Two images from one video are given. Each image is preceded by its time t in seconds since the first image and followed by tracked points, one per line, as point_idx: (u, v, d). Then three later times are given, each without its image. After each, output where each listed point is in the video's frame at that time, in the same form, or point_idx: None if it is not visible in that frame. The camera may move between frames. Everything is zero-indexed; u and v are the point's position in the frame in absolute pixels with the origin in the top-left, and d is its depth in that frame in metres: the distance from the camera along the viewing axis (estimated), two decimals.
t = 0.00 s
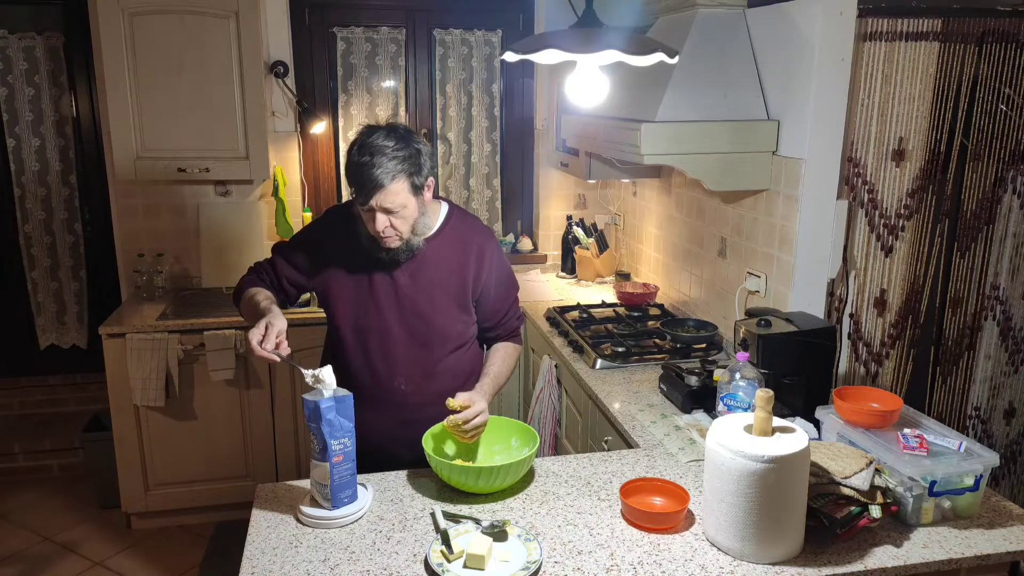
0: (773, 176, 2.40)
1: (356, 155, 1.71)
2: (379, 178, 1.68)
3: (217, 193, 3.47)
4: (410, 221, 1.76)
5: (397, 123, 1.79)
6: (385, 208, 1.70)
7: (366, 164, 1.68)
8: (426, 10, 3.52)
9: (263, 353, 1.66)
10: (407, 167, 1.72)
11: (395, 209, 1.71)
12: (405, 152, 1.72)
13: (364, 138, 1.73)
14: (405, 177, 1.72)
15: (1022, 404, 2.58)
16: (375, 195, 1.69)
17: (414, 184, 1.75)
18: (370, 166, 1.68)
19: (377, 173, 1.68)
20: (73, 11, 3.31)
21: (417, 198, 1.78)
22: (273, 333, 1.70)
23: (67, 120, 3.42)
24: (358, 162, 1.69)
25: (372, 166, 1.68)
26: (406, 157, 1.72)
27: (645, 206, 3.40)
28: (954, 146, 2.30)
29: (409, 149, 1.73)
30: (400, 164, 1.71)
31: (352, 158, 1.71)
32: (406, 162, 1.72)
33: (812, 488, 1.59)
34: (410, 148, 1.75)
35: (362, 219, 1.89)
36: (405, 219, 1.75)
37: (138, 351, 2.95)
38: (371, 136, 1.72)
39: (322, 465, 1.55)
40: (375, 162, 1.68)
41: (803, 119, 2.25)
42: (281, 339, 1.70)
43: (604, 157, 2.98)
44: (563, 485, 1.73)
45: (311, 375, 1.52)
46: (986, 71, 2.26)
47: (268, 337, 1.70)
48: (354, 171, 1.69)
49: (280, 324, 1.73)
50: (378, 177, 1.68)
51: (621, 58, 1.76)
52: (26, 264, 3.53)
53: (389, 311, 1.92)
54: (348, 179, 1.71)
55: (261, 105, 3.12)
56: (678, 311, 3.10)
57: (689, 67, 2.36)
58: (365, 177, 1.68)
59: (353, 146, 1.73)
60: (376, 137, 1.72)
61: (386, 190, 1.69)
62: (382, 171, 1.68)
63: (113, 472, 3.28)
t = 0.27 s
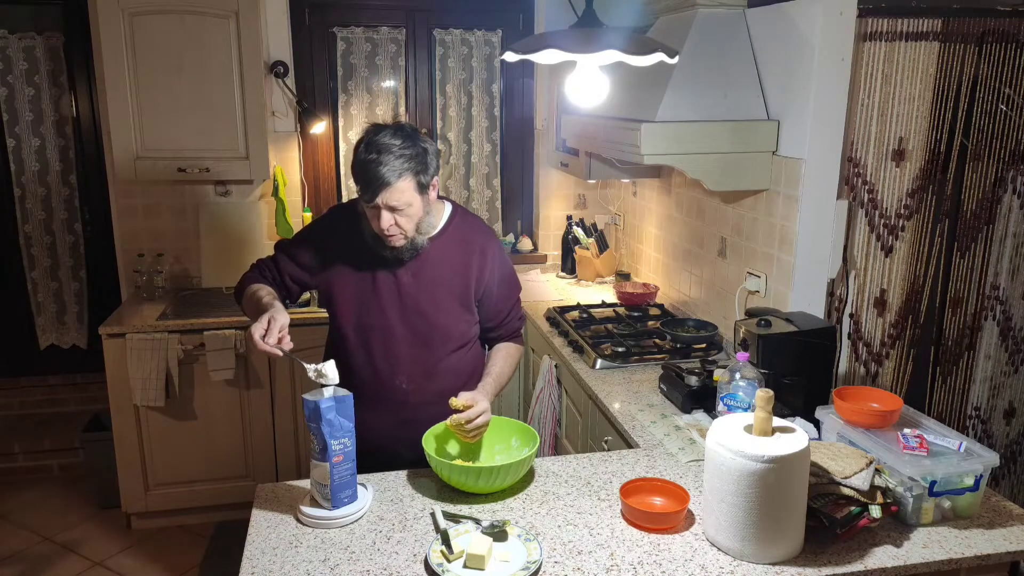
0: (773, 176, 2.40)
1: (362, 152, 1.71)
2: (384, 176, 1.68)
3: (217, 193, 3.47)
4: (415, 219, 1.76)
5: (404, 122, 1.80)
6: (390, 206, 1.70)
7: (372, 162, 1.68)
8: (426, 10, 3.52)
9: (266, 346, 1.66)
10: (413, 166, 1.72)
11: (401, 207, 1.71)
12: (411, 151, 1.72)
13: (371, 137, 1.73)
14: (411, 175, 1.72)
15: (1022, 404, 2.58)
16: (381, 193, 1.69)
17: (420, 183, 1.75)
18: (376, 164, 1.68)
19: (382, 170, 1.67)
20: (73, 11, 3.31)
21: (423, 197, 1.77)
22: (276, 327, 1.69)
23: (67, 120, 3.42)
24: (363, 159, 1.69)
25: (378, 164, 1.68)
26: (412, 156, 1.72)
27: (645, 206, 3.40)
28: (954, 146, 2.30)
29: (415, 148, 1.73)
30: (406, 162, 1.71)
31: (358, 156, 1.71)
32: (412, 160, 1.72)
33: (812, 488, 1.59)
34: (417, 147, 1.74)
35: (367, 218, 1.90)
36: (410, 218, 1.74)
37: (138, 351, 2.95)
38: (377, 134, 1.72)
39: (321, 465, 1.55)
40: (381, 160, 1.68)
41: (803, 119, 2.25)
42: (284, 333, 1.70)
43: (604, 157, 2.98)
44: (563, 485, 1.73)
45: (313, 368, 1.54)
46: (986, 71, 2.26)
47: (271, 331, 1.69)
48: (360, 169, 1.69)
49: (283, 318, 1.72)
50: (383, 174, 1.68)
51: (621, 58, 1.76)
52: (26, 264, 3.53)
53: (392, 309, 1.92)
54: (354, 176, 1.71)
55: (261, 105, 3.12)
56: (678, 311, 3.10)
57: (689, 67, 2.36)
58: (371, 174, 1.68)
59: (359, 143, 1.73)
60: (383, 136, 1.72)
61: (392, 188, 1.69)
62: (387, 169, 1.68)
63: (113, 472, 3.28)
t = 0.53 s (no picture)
0: (773, 176, 2.41)
1: (376, 150, 1.70)
2: (399, 175, 1.68)
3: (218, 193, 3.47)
4: (428, 218, 1.76)
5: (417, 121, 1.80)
6: (404, 203, 1.71)
7: (387, 160, 1.68)
8: (426, 10, 3.52)
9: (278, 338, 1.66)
10: (427, 164, 1.72)
11: (414, 205, 1.71)
12: (425, 149, 1.72)
13: (385, 134, 1.73)
14: (425, 173, 1.72)
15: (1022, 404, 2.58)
16: (395, 191, 1.69)
17: (434, 181, 1.75)
18: (391, 162, 1.68)
19: (397, 169, 1.68)
20: (73, 11, 3.32)
21: (436, 195, 1.78)
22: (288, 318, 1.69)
23: (67, 120, 3.42)
24: (378, 157, 1.69)
25: (393, 163, 1.68)
26: (427, 154, 1.72)
27: (645, 206, 3.40)
28: (954, 146, 2.30)
29: (429, 146, 1.73)
30: (421, 160, 1.71)
31: (372, 153, 1.71)
32: (427, 159, 1.72)
33: (812, 488, 1.59)
34: (431, 145, 1.74)
35: (377, 215, 1.90)
36: (423, 216, 1.75)
37: (138, 351, 2.95)
38: (392, 132, 1.72)
39: (321, 465, 1.55)
40: (395, 159, 1.68)
41: (803, 119, 2.25)
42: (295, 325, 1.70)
43: (604, 157, 2.98)
44: (563, 485, 1.73)
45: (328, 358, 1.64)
46: (986, 71, 2.26)
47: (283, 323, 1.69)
48: (374, 167, 1.70)
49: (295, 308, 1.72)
50: (398, 173, 1.68)
51: (621, 58, 1.76)
52: (26, 264, 3.53)
53: (399, 308, 1.92)
54: (368, 174, 1.71)
55: (261, 105, 3.12)
56: (678, 311, 3.10)
57: (689, 67, 2.36)
58: (386, 173, 1.68)
59: (373, 140, 1.73)
60: (398, 134, 1.72)
61: (406, 186, 1.69)
62: (402, 168, 1.68)
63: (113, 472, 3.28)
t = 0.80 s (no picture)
0: (773, 176, 2.41)
1: (408, 152, 1.71)
2: (432, 180, 1.70)
3: (218, 193, 3.47)
4: (455, 217, 1.79)
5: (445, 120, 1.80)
6: (437, 204, 1.73)
7: (422, 163, 1.69)
8: (426, 11, 3.52)
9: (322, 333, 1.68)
10: (460, 166, 1.74)
11: (446, 206, 1.74)
12: (457, 152, 1.73)
13: (416, 135, 1.73)
14: (458, 175, 1.74)
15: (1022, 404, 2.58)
16: (429, 194, 1.71)
17: (463, 181, 1.77)
18: (426, 165, 1.69)
19: (431, 174, 1.69)
20: (73, 11, 3.32)
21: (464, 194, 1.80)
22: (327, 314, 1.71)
23: (67, 120, 3.42)
24: (410, 161, 1.69)
25: (427, 168, 1.69)
26: (460, 156, 1.74)
27: (646, 206, 3.40)
28: (954, 146, 2.30)
29: (460, 148, 1.74)
30: (454, 163, 1.72)
31: (404, 156, 1.71)
32: (460, 161, 1.73)
33: (812, 488, 1.59)
34: (461, 146, 1.75)
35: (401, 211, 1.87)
36: (451, 215, 1.78)
37: (138, 351, 2.95)
38: (424, 134, 1.72)
39: (322, 465, 1.55)
40: (429, 164, 1.69)
41: (803, 120, 2.25)
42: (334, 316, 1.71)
43: (604, 157, 2.98)
44: (563, 485, 1.73)
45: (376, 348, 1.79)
46: (986, 71, 2.26)
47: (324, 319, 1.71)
48: (407, 170, 1.70)
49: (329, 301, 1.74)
50: (432, 178, 1.70)
51: (621, 58, 1.76)
52: (26, 264, 3.53)
53: (417, 304, 1.92)
54: (401, 175, 1.72)
55: (261, 105, 3.12)
56: (678, 311, 3.10)
57: (689, 67, 2.36)
58: (419, 177, 1.69)
59: (405, 141, 1.73)
60: (430, 136, 1.72)
61: (440, 189, 1.71)
62: (436, 172, 1.70)
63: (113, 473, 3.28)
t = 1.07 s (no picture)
0: (773, 176, 2.41)
1: (436, 155, 1.70)
2: (463, 183, 1.71)
3: (218, 193, 3.47)
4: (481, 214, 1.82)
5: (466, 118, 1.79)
6: (466, 204, 1.75)
7: (450, 164, 1.69)
8: (426, 10, 3.52)
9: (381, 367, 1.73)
10: (487, 164, 1.74)
11: (475, 204, 1.76)
12: (484, 152, 1.74)
13: (443, 135, 1.72)
14: (485, 173, 1.75)
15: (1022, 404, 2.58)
16: (459, 194, 1.72)
17: (489, 179, 1.78)
18: (455, 166, 1.69)
19: (461, 178, 1.70)
20: (73, 11, 3.32)
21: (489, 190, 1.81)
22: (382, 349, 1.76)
23: (67, 120, 3.42)
24: (439, 163, 1.69)
25: (457, 172, 1.69)
26: (485, 154, 1.74)
27: (646, 206, 3.40)
28: (954, 146, 2.30)
29: (486, 147, 1.74)
30: (481, 162, 1.73)
31: (432, 158, 1.70)
32: (486, 159, 1.74)
33: (812, 488, 1.59)
34: (486, 145, 1.75)
35: (425, 211, 1.84)
36: (478, 212, 1.80)
37: (138, 351, 2.95)
38: (449, 135, 1.72)
39: (322, 465, 1.55)
40: (459, 167, 1.69)
41: (803, 120, 2.25)
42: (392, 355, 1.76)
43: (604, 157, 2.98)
44: (563, 485, 1.73)
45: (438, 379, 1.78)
46: (986, 71, 2.26)
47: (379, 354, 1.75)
48: (436, 174, 1.70)
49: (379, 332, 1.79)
50: (462, 181, 1.70)
51: (621, 58, 1.76)
52: (26, 264, 3.53)
53: (440, 301, 1.93)
54: (429, 177, 1.72)
55: (262, 105, 3.12)
56: (678, 311, 3.10)
57: (689, 67, 2.36)
58: (449, 180, 1.70)
59: (430, 142, 1.72)
60: (455, 137, 1.72)
61: (470, 189, 1.72)
62: (465, 173, 1.70)
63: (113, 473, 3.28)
